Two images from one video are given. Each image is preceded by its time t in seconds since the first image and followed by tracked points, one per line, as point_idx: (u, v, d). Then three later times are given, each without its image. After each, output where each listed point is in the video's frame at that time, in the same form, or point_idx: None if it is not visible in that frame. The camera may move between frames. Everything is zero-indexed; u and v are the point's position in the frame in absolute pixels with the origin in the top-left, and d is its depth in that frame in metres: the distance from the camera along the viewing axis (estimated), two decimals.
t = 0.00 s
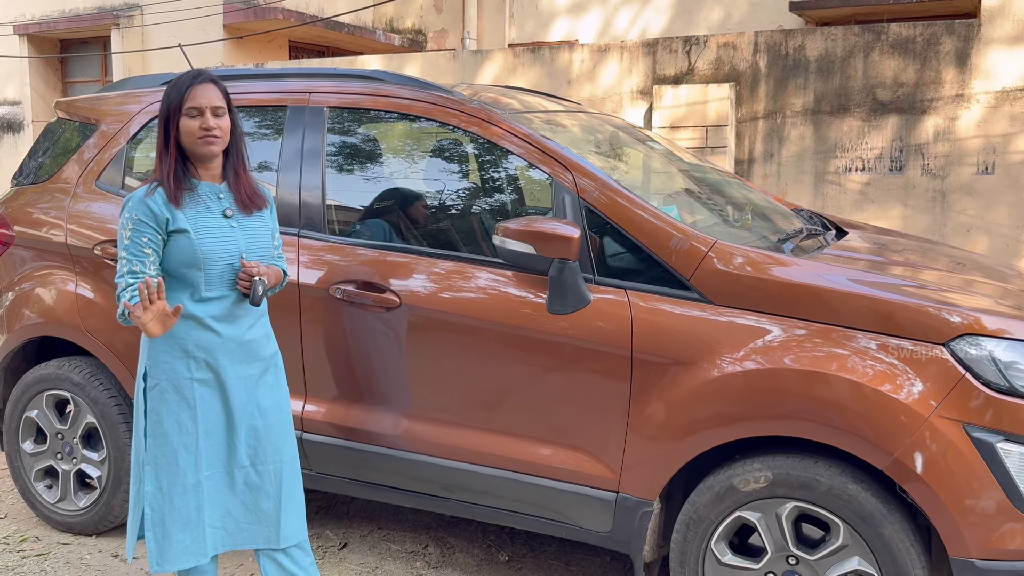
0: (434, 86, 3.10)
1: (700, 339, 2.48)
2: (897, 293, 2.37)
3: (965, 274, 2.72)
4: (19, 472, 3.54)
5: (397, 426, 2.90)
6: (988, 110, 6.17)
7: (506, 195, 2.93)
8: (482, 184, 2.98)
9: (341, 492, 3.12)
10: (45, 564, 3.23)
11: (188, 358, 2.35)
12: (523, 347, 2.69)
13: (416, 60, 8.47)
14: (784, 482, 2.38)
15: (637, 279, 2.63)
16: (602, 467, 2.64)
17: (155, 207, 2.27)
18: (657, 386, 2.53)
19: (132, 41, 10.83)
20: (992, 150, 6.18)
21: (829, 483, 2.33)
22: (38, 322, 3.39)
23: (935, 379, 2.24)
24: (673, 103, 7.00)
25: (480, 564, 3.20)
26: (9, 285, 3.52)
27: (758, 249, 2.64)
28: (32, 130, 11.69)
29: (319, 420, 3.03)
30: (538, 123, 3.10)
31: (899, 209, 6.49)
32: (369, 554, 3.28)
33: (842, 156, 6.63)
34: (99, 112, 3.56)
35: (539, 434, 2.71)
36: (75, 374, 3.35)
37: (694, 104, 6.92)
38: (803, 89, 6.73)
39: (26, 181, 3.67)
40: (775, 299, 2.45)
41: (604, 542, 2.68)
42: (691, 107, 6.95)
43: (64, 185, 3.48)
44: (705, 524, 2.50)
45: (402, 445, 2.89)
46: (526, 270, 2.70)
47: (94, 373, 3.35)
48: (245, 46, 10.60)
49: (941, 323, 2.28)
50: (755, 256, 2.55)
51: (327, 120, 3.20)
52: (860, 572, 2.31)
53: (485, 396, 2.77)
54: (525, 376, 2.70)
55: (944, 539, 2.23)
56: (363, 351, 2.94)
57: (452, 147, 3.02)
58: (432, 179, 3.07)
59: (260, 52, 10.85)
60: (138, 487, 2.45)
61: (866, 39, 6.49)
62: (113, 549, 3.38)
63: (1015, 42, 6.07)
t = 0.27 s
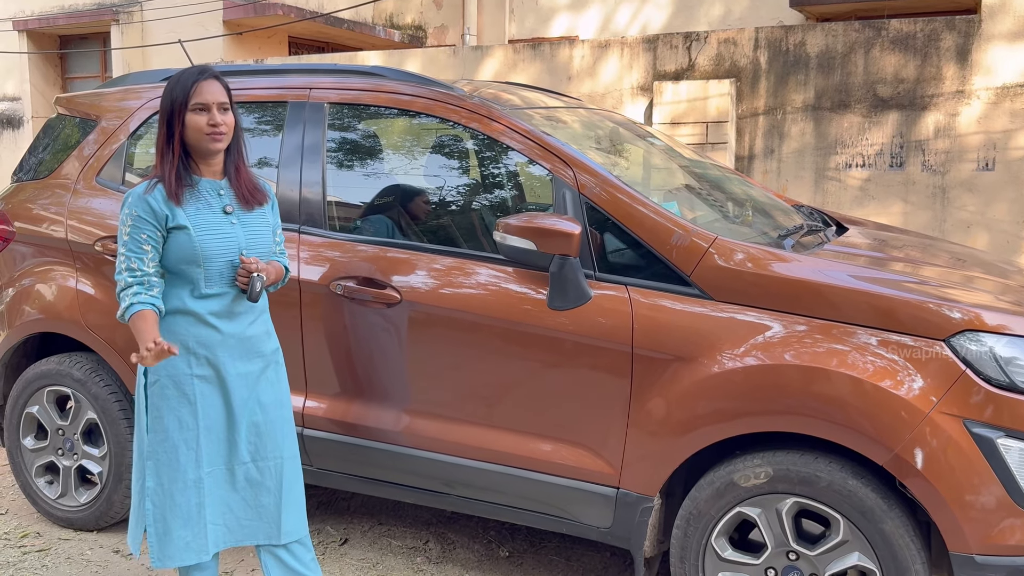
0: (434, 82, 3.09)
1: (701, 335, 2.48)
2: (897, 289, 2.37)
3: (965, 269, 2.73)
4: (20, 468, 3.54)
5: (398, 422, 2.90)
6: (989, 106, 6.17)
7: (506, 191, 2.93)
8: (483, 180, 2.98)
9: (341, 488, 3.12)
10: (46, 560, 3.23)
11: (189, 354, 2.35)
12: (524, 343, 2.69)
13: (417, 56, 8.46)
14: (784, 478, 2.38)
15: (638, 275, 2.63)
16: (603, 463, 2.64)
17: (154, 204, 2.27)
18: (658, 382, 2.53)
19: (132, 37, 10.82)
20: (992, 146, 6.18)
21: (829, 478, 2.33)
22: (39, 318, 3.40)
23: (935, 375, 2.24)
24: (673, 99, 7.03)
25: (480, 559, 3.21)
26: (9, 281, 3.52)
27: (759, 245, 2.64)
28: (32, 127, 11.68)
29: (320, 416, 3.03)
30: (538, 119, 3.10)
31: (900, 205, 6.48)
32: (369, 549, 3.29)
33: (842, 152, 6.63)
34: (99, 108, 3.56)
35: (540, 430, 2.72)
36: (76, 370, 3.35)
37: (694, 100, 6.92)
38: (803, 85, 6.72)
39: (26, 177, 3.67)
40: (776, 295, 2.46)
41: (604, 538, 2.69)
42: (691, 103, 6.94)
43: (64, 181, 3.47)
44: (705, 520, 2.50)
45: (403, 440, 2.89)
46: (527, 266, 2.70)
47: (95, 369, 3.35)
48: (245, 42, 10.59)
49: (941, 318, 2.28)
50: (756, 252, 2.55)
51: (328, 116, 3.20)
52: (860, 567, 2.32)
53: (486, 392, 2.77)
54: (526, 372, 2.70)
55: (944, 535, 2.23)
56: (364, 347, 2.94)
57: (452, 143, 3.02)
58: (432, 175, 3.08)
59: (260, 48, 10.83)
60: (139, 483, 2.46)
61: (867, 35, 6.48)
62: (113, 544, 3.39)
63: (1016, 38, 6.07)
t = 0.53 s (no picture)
0: (433, 76, 3.08)
1: (701, 330, 2.48)
2: (898, 284, 2.36)
3: (965, 264, 2.73)
4: (20, 464, 3.54)
5: (398, 417, 2.90)
6: (989, 101, 6.17)
7: (505, 186, 2.93)
8: (482, 175, 2.97)
9: (341, 483, 3.12)
10: (46, 556, 3.23)
11: (194, 350, 2.34)
12: (524, 339, 2.69)
13: (416, 51, 8.45)
14: (785, 473, 2.38)
15: (638, 270, 2.63)
16: (603, 458, 2.64)
17: (160, 200, 2.25)
18: (658, 377, 2.53)
19: (130, 32, 10.79)
20: (992, 141, 6.19)
21: (830, 473, 2.33)
22: (38, 314, 3.39)
23: (936, 370, 2.24)
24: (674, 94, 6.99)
25: (480, 554, 3.21)
26: (9, 277, 3.52)
27: (759, 240, 2.64)
28: (31, 122, 11.66)
29: (319, 411, 3.03)
30: (538, 114, 3.09)
31: (899, 200, 6.48)
32: (370, 545, 3.29)
33: (842, 147, 6.62)
34: (98, 103, 3.55)
35: (540, 425, 2.72)
36: (76, 366, 3.35)
37: (694, 95, 6.91)
38: (803, 79, 6.72)
39: (25, 173, 3.66)
40: (776, 290, 2.45)
41: (605, 533, 2.69)
42: (691, 98, 6.93)
43: (63, 176, 3.47)
44: (706, 515, 2.50)
45: (403, 436, 2.89)
46: (527, 261, 2.70)
47: (95, 364, 3.35)
48: (243, 37, 10.56)
49: (942, 313, 2.28)
50: (756, 247, 2.55)
51: (327, 111, 3.19)
52: (860, 562, 2.32)
53: (486, 387, 2.77)
54: (526, 367, 2.70)
55: (945, 530, 2.24)
56: (363, 342, 2.94)
57: (452, 138, 3.02)
58: (432, 171, 3.07)
59: (258, 43, 10.81)
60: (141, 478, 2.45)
61: (867, 29, 6.48)
62: (114, 540, 3.39)
63: (1016, 32, 6.07)
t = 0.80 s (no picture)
0: (433, 71, 3.08)
1: (701, 325, 2.48)
2: (899, 279, 2.36)
3: (965, 258, 2.72)
4: (19, 460, 3.54)
5: (397, 412, 2.90)
6: (989, 95, 6.16)
7: (505, 181, 2.92)
8: (482, 170, 2.96)
9: (342, 478, 3.12)
10: (46, 552, 3.23)
11: (194, 345, 2.34)
12: (524, 334, 2.69)
13: (416, 46, 8.43)
14: (786, 468, 2.38)
15: (638, 264, 2.62)
16: (603, 453, 2.64)
17: (160, 192, 2.25)
18: (658, 372, 2.53)
19: (129, 26, 10.76)
20: (992, 135, 6.18)
21: (831, 468, 2.33)
22: (37, 310, 3.39)
23: (937, 364, 2.24)
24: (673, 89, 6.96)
25: (481, 549, 3.21)
26: (8, 272, 3.51)
27: (760, 234, 2.63)
28: (30, 117, 11.63)
29: (319, 407, 3.03)
30: (537, 108, 3.09)
31: (899, 194, 6.48)
32: (370, 540, 3.29)
33: (842, 141, 6.62)
34: (97, 98, 3.55)
35: (540, 420, 2.71)
36: (75, 361, 3.34)
37: (694, 89, 6.90)
38: (803, 74, 6.70)
39: (23, 168, 3.65)
40: (776, 285, 2.45)
41: (605, 528, 2.69)
42: (690, 92, 6.92)
43: (62, 171, 3.46)
44: (706, 509, 2.50)
45: (403, 431, 2.89)
46: (527, 256, 2.70)
47: (94, 360, 3.34)
48: (242, 31, 10.54)
49: (943, 308, 2.28)
50: (757, 242, 2.54)
51: (326, 106, 3.18)
52: (861, 556, 2.32)
53: (486, 382, 2.77)
54: (526, 362, 2.70)
55: (945, 524, 2.24)
56: (363, 337, 2.93)
57: (451, 133, 3.01)
58: (431, 165, 3.07)
59: (257, 38, 10.78)
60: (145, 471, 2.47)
61: (867, 24, 6.47)
62: (114, 536, 3.38)
63: (1016, 27, 6.06)
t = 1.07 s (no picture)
0: (432, 66, 3.06)
1: (702, 321, 2.47)
2: (900, 274, 2.36)
3: (966, 254, 2.72)
4: (18, 457, 3.53)
5: (397, 409, 2.89)
6: (989, 90, 6.15)
7: (505, 177, 2.92)
8: (481, 165, 2.96)
9: (341, 475, 3.11)
10: (46, 549, 3.22)
11: (196, 342, 2.33)
12: (524, 330, 2.68)
13: (415, 41, 8.41)
14: (787, 464, 2.38)
15: (639, 260, 2.62)
16: (604, 449, 2.64)
17: (163, 188, 2.25)
18: (659, 368, 2.53)
19: (127, 22, 10.73)
20: (993, 130, 6.18)
21: (832, 464, 2.32)
22: (36, 306, 3.38)
23: (938, 360, 2.23)
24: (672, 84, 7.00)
25: (481, 546, 3.20)
26: (6, 269, 3.50)
27: (760, 230, 2.63)
28: (28, 114, 11.61)
29: (319, 404, 3.02)
30: (537, 104, 3.08)
31: (900, 189, 6.47)
32: (370, 537, 3.28)
33: (842, 137, 6.61)
34: (95, 94, 3.53)
35: (540, 416, 2.71)
36: (75, 358, 3.33)
37: (694, 85, 6.88)
38: (803, 69, 6.69)
39: (22, 165, 3.64)
40: (777, 281, 2.45)
41: (606, 524, 2.69)
42: (690, 88, 6.91)
43: (61, 168, 3.45)
44: (707, 506, 2.50)
45: (403, 428, 2.88)
46: (527, 252, 2.69)
47: (93, 357, 3.33)
48: (240, 27, 10.51)
49: (944, 303, 2.27)
50: (758, 237, 2.53)
51: (325, 102, 3.17)
52: (863, 552, 2.32)
53: (486, 378, 2.76)
54: (526, 359, 2.70)
55: (947, 520, 2.23)
56: (363, 334, 2.93)
57: (450, 128, 3.00)
58: (431, 161, 3.06)
59: (255, 33, 10.75)
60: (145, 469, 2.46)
61: (867, 19, 6.45)
62: (113, 533, 3.38)
63: (1017, 22, 6.05)
